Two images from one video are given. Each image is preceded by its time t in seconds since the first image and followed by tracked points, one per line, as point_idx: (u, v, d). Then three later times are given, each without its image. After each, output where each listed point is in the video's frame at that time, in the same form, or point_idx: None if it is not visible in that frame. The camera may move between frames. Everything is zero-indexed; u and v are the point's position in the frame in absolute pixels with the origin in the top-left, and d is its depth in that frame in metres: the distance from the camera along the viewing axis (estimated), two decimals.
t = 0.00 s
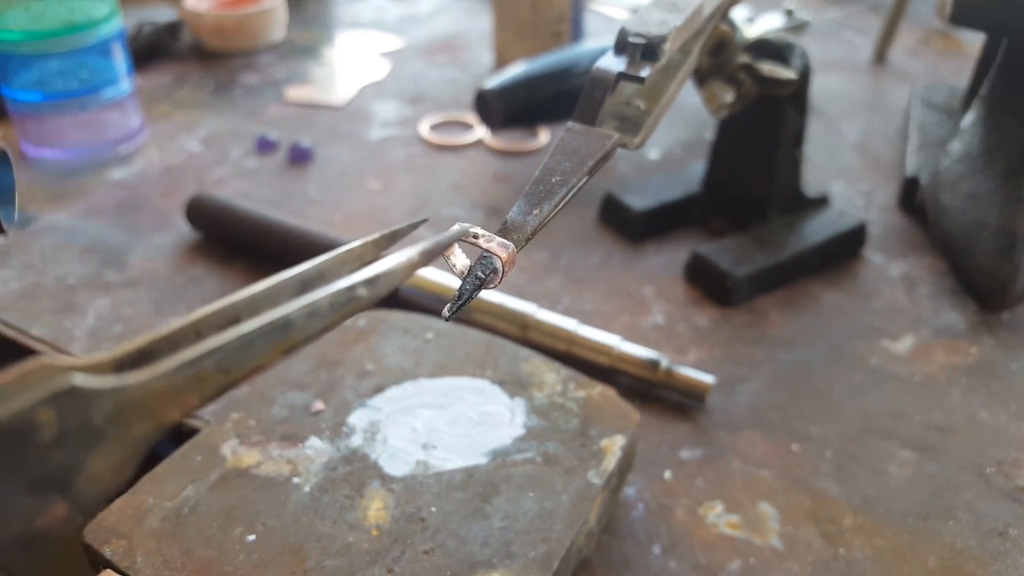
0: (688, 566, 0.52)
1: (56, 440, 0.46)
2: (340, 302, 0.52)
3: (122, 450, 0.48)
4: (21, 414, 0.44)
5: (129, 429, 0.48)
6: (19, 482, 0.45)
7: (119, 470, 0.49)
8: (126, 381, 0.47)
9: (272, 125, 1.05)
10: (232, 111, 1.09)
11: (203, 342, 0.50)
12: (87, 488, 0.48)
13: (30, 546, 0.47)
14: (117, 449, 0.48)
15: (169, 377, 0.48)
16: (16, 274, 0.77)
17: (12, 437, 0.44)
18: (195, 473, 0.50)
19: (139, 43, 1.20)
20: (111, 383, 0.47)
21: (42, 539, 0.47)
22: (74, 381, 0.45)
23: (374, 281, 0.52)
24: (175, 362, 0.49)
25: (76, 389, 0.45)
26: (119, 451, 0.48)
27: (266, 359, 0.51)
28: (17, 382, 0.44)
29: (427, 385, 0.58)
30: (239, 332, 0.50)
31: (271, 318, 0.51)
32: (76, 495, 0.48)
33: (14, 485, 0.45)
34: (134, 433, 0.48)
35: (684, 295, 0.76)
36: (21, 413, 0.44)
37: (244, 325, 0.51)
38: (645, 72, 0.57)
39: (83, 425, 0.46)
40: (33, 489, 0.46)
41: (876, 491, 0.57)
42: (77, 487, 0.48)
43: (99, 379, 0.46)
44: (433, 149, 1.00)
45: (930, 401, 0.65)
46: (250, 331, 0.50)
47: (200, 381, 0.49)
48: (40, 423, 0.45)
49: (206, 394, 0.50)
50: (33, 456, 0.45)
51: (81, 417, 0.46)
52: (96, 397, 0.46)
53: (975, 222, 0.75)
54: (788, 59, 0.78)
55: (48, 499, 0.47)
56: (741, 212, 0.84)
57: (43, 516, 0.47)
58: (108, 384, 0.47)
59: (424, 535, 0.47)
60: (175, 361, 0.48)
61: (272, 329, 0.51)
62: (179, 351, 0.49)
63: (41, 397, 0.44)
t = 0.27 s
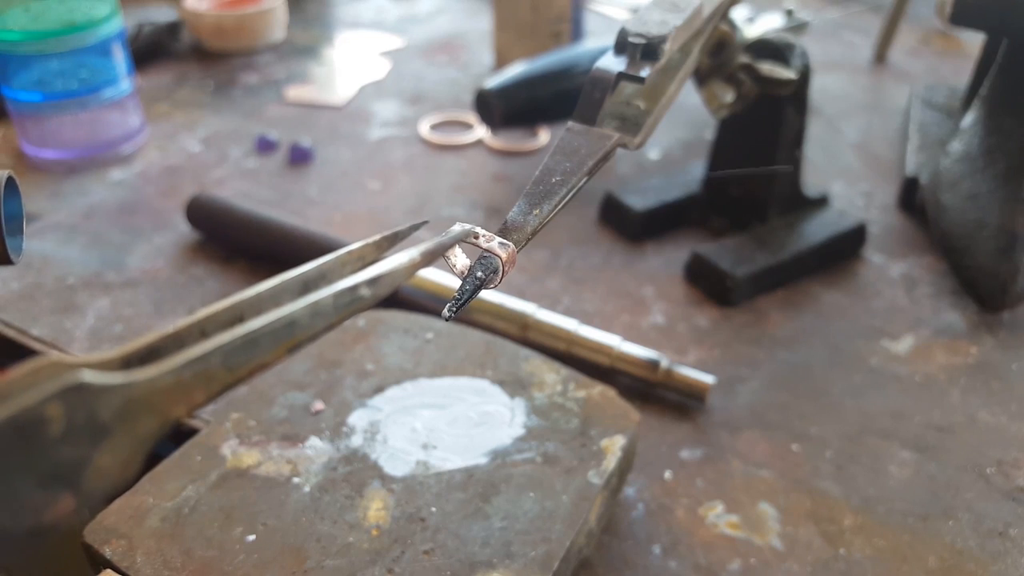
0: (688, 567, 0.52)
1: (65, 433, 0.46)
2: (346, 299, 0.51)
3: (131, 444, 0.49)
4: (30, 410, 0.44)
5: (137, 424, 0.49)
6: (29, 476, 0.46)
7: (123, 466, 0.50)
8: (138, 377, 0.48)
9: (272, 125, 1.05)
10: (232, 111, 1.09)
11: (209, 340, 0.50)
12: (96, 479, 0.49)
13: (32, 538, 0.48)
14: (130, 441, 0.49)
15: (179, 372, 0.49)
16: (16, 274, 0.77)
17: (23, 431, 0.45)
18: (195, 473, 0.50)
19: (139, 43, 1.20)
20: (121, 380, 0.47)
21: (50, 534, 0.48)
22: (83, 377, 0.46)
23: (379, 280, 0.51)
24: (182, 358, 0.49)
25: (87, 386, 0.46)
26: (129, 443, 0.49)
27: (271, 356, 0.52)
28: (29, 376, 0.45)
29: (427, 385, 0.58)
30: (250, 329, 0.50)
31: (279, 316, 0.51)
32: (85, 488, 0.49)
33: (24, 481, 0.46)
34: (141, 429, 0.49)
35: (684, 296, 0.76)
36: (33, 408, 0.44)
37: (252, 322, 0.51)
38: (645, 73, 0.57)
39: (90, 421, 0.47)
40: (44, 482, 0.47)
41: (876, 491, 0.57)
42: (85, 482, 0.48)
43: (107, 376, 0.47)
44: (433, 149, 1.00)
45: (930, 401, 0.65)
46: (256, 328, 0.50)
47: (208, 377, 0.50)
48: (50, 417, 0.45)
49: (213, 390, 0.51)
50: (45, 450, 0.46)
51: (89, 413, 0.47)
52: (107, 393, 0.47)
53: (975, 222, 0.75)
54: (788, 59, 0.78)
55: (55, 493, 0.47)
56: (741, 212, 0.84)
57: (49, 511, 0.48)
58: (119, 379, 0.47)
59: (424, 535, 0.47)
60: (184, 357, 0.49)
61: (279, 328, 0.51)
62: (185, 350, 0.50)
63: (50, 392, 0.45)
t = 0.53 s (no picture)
0: (688, 566, 0.52)
1: (81, 426, 0.47)
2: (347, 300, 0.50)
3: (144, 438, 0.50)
4: (46, 401, 0.45)
5: (147, 419, 0.49)
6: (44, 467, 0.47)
7: (136, 458, 0.50)
8: (150, 373, 0.48)
9: (272, 125, 1.05)
10: (232, 111, 1.09)
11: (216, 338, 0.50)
12: (111, 471, 0.49)
13: (47, 530, 0.48)
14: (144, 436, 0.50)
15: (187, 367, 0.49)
16: (16, 274, 0.77)
17: (38, 424, 0.46)
18: (195, 473, 0.50)
19: (139, 43, 1.20)
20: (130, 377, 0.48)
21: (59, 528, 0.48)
22: (99, 371, 0.47)
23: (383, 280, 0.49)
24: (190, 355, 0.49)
25: (101, 379, 0.47)
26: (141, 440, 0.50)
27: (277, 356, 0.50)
28: (45, 370, 0.46)
29: (427, 385, 0.58)
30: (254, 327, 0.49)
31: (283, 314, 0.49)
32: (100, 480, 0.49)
33: (40, 473, 0.47)
34: (153, 423, 0.49)
35: (684, 296, 0.76)
36: (48, 401, 0.45)
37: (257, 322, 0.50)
38: (645, 73, 0.57)
39: (105, 413, 0.47)
40: (60, 473, 0.47)
41: (875, 491, 0.57)
42: (101, 474, 0.49)
43: (120, 372, 0.48)
44: (433, 149, 1.00)
45: (930, 401, 0.65)
46: (261, 328, 0.49)
47: (217, 373, 0.49)
48: (65, 411, 0.46)
49: (222, 387, 0.50)
50: (61, 443, 0.47)
51: (103, 406, 0.47)
52: (117, 387, 0.47)
53: (975, 222, 0.75)
54: (788, 60, 0.78)
55: (71, 483, 0.48)
56: (741, 212, 0.84)
57: (66, 499, 0.48)
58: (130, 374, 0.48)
59: (424, 535, 0.47)
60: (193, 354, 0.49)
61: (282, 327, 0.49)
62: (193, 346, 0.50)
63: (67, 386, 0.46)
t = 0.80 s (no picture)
0: (688, 566, 0.52)
1: (73, 428, 0.47)
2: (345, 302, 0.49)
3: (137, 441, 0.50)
4: (37, 403, 0.46)
5: (140, 422, 0.49)
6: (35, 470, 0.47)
7: (130, 463, 0.50)
8: (142, 374, 0.48)
9: (272, 125, 1.05)
10: (232, 111, 1.09)
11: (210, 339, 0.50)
12: (105, 476, 0.49)
13: (37, 535, 0.47)
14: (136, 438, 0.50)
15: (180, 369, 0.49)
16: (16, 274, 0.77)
17: (29, 426, 0.46)
18: (195, 473, 0.50)
19: (139, 43, 1.20)
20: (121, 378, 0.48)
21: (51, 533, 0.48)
22: (89, 374, 0.47)
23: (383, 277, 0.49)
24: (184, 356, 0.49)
25: (93, 381, 0.47)
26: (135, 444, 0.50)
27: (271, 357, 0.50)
28: (37, 370, 0.47)
29: (427, 385, 0.58)
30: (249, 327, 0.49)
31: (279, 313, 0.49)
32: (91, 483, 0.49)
33: (31, 475, 0.47)
34: (146, 426, 0.49)
35: (684, 296, 0.76)
36: (39, 403, 0.46)
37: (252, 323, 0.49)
38: (645, 73, 0.57)
39: (96, 415, 0.48)
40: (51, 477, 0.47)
41: (875, 491, 0.57)
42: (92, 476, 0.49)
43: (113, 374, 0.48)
44: (433, 149, 1.00)
45: (930, 402, 0.65)
46: (256, 327, 0.49)
47: (210, 374, 0.49)
48: (57, 412, 0.47)
49: (216, 388, 0.50)
50: (52, 445, 0.47)
51: (94, 408, 0.48)
52: (110, 388, 0.48)
53: (975, 223, 0.75)
54: (788, 60, 0.78)
55: (62, 488, 0.48)
56: (741, 212, 0.84)
57: (57, 504, 0.48)
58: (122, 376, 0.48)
59: (424, 535, 0.47)
60: (185, 354, 0.49)
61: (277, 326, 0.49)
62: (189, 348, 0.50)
63: (56, 388, 0.47)
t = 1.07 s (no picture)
0: (688, 567, 0.52)
1: (61, 428, 0.47)
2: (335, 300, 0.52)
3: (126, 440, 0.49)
4: (25, 403, 0.45)
5: (129, 420, 0.49)
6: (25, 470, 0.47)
7: (120, 462, 0.50)
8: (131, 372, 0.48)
9: (272, 125, 1.05)
10: (232, 111, 1.09)
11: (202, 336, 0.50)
12: (93, 477, 0.49)
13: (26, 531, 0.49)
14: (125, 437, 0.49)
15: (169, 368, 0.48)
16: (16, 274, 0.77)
17: (16, 427, 0.45)
18: (195, 473, 0.50)
19: (139, 43, 1.20)
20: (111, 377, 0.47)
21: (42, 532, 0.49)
22: (77, 373, 0.47)
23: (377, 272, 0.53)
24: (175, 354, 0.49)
25: (81, 381, 0.46)
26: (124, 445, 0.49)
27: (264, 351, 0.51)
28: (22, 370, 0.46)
29: (427, 385, 0.59)
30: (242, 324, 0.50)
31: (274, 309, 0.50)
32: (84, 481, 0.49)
33: (19, 473, 0.47)
34: (135, 425, 0.49)
35: (684, 296, 0.76)
36: (27, 403, 0.45)
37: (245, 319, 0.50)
38: (645, 73, 0.57)
39: (85, 415, 0.47)
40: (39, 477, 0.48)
41: (875, 491, 0.57)
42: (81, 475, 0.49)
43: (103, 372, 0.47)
44: (433, 149, 1.00)
45: (930, 402, 0.65)
46: (249, 323, 0.50)
47: (201, 373, 0.49)
48: (43, 413, 0.46)
49: (207, 386, 0.50)
50: (41, 445, 0.47)
51: (83, 408, 0.47)
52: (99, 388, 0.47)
53: (975, 222, 0.75)
54: (788, 59, 0.78)
55: (50, 487, 0.48)
56: (741, 212, 0.84)
57: (46, 506, 0.49)
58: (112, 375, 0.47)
59: (424, 535, 0.47)
60: (177, 351, 0.49)
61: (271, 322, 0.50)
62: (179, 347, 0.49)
63: (44, 388, 0.46)
